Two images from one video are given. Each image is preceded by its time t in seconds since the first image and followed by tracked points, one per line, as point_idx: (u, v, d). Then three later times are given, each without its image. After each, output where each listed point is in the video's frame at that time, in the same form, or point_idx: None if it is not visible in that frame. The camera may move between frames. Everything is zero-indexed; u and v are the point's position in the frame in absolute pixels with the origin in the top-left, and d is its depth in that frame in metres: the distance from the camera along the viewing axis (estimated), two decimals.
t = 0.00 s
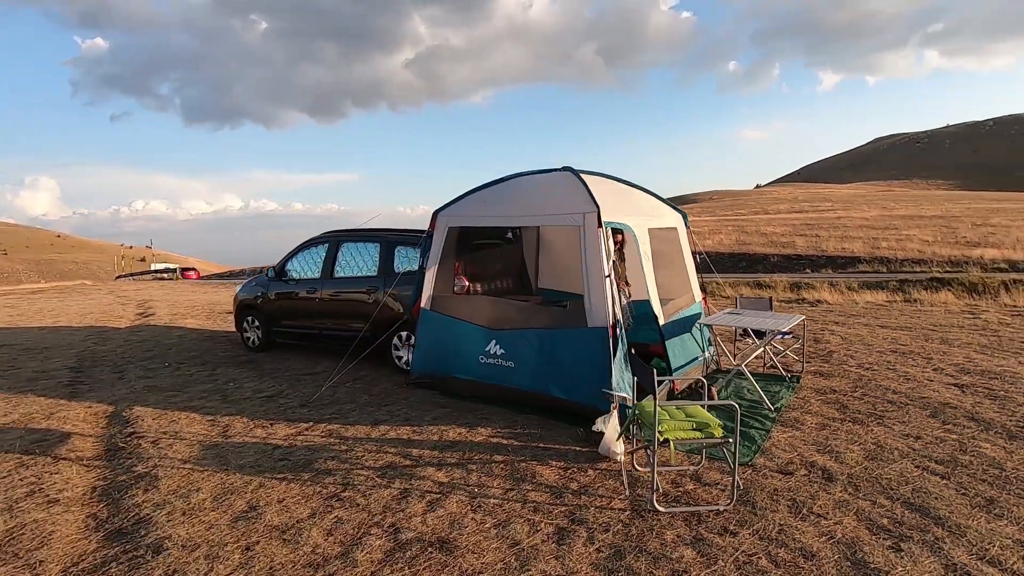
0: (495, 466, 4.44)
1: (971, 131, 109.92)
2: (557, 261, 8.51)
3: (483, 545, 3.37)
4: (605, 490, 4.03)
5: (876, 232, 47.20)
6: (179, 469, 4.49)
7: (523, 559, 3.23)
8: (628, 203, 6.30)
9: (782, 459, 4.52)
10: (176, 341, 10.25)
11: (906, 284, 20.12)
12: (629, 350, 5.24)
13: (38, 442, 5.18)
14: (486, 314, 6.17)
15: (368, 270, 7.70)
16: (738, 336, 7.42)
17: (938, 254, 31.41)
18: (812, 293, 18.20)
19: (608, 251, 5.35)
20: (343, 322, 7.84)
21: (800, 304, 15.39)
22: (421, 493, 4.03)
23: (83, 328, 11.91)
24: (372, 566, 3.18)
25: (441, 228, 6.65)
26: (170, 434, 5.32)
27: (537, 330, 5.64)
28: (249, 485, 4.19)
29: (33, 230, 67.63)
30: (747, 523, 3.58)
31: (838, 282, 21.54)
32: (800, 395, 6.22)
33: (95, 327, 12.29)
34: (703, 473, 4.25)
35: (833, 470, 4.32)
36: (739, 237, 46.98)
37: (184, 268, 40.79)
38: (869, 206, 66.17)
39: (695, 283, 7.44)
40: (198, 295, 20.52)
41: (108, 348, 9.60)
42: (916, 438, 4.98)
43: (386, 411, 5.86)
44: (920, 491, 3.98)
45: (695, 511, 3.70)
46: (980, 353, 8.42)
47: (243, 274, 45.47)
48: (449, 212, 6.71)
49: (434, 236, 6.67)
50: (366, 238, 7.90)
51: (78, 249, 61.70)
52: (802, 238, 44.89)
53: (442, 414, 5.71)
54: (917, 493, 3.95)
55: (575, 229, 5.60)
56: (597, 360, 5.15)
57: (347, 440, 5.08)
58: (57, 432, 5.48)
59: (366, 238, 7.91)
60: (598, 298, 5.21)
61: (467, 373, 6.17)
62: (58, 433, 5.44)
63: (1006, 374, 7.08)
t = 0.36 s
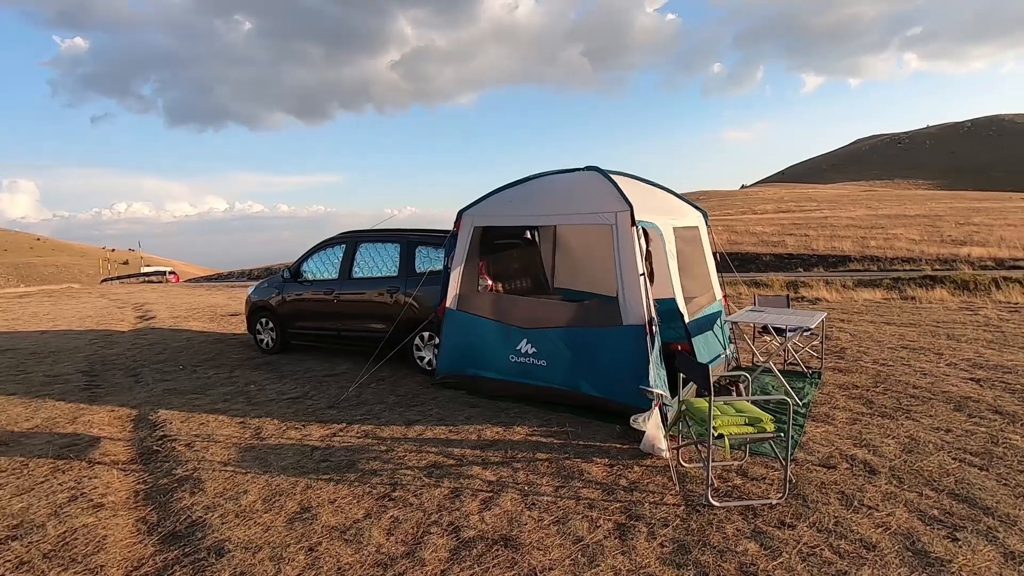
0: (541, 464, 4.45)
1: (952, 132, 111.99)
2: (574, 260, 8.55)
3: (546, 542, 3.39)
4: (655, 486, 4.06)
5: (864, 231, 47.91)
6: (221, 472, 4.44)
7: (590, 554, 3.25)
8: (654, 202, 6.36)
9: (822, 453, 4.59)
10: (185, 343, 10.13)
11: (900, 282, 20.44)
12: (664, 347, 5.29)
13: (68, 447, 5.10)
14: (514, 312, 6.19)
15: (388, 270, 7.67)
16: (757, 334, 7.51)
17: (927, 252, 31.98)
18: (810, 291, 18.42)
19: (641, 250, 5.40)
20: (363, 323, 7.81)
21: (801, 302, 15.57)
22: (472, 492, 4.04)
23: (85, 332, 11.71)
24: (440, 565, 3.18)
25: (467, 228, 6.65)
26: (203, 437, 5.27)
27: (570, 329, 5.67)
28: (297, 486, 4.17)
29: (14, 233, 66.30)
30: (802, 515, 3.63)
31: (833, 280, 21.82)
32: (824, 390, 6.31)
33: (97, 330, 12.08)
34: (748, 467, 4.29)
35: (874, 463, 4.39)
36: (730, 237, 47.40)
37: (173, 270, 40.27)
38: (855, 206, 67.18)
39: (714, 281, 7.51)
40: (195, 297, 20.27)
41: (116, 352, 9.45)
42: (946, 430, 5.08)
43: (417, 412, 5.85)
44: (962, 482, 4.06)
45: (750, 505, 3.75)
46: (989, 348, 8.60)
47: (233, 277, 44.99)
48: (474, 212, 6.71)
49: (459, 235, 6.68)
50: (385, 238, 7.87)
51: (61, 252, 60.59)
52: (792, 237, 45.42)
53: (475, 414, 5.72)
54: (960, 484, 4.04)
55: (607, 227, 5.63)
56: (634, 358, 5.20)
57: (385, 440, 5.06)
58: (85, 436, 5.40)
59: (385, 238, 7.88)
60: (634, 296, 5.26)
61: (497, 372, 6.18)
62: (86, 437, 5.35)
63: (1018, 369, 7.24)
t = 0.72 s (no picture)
0: (575, 461, 4.46)
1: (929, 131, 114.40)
2: (584, 257, 8.55)
3: (597, 537, 3.39)
4: (693, 481, 4.09)
5: (847, 229, 48.72)
6: (252, 472, 4.38)
7: (643, 549, 3.27)
8: (672, 200, 6.40)
9: (850, 446, 4.66)
10: (186, 343, 9.96)
11: (889, 279, 20.79)
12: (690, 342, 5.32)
13: (87, 450, 4.98)
14: (535, 309, 6.18)
15: (401, 268, 7.61)
16: (769, 330, 7.59)
17: (911, 249, 32.70)
18: (802, 288, 18.67)
19: (666, 246, 5.43)
20: (374, 322, 7.74)
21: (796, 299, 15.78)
22: (512, 489, 4.03)
23: (79, 333, 11.44)
24: (495, 562, 3.17)
25: (485, 224, 6.62)
26: (225, 438, 5.18)
27: (595, 326, 5.66)
28: (333, 486, 4.12)
29: None
30: (844, 506, 3.68)
31: (823, 277, 22.12)
32: (839, 385, 6.41)
33: (90, 331, 11.80)
34: (781, 461, 4.34)
35: (903, 455, 4.47)
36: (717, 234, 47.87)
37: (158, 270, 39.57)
38: (838, 204, 68.25)
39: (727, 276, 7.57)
40: (186, 297, 19.92)
41: (117, 353, 9.25)
42: (965, 422, 5.19)
43: (440, 410, 5.81)
44: (991, 473, 4.15)
45: (791, 498, 3.79)
46: (988, 343, 8.80)
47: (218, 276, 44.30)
48: (492, 209, 6.69)
49: (477, 231, 6.65)
50: (397, 236, 7.82)
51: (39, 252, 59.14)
52: (778, 235, 46.00)
53: (499, 411, 5.70)
54: (990, 474, 4.13)
55: (630, 224, 5.65)
56: (661, 353, 5.22)
57: (414, 438, 5.03)
58: (102, 438, 5.28)
59: (396, 236, 7.82)
60: (659, 292, 5.29)
61: (519, 370, 6.16)
62: (104, 440, 5.23)
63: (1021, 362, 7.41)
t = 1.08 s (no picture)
0: (606, 463, 4.43)
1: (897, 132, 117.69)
2: (588, 257, 8.54)
3: (644, 540, 3.37)
4: (727, 479, 4.10)
5: (822, 228, 49.84)
6: (277, 482, 4.25)
7: (692, 550, 3.26)
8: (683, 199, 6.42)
9: (871, 441, 4.73)
10: (178, 350, 9.67)
11: (869, 276, 21.27)
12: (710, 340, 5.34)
13: (95, 463, 4.78)
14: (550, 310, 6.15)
15: (406, 270, 7.51)
16: (773, 327, 7.68)
17: (886, 247, 33.59)
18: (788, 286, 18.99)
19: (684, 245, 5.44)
20: (380, 325, 7.61)
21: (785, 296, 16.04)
22: (548, 493, 3.98)
23: (60, 341, 11.01)
24: (546, 568, 3.12)
25: (496, 225, 6.55)
26: (240, 447, 5.03)
27: (614, 325, 5.66)
28: (363, 494, 4.02)
29: None
30: (880, 501, 3.72)
31: (805, 275, 22.53)
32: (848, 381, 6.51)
33: (72, 339, 11.37)
34: (809, 457, 4.38)
35: (924, 449, 4.55)
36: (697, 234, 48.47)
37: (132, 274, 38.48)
38: (811, 203, 69.74)
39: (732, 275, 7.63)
40: (166, 302, 19.36)
41: (106, 361, 8.92)
42: (976, 415, 5.31)
43: (457, 414, 5.74)
44: (1013, 464, 4.25)
45: (826, 494, 3.83)
46: (979, 337, 9.06)
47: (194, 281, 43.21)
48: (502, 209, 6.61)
49: (487, 232, 6.58)
50: (401, 238, 7.71)
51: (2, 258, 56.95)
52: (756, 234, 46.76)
53: (518, 414, 5.65)
54: (1012, 466, 4.22)
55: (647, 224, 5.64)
56: (682, 353, 5.23)
57: (436, 444, 4.94)
58: (108, 450, 5.07)
59: (401, 238, 7.71)
60: (679, 291, 5.30)
61: (535, 371, 6.13)
62: (110, 452, 5.03)
63: (1015, 356, 7.63)
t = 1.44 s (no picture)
0: (633, 466, 4.46)
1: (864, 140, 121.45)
2: (591, 263, 8.59)
3: (687, 543, 3.39)
4: (756, 480, 4.16)
5: (796, 232, 51.02)
6: (303, 494, 4.16)
7: (737, 552, 3.29)
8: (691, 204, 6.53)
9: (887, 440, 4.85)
10: (170, 360, 9.40)
11: (847, 279, 21.85)
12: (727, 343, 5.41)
13: (107, 479, 4.61)
14: (564, 315, 6.17)
15: (412, 277, 7.45)
16: (775, 330, 7.83)
17: (859, 251, 34.64)
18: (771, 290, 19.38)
19: (699, 250, 5.52)
20: (385, 332, 7.53)
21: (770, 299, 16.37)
22: (582, 498, 3.99)
23: (41, 352, 10.60)
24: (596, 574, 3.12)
25: (506, 231, 6.52)
26: (257, 459, 4.91)
27: (630, 330, 5.70)
28: (396, 505, 3.96)
29: None
30: (908, 498, 3.82)
31: (786, 278, 23.03)
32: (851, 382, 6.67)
33: (53, 350, 10.96)
34: (832, 457, 4.47)
35: (939, 446, 4.68)
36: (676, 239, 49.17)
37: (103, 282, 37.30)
38: (784, 208, 71.44)
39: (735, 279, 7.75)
40: (146, 311, 18.83)
41: (95, 372, 8.62)
42: (980, 413, 5.49)
43: (473, 421, 5.70)
44: None
45: (856, 492, 3.91)
46: (966, 337, 9.37)
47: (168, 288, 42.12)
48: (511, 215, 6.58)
49: (498, 238, 6.54)
50: (407, 244, 7.65)
51: None
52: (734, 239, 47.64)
53: (536, 420, 5.65)
54: None
55: (661, 229, 5.71)
56: (700, 357, 5.30)
57: (459, 451, 4.90)
58: (117, 465, 4.90)
59: (406, 244, 7.66)
60: (696, 295, 5.38)
61: (550, 376, 6.13)
62: (120, 466, 4.86)
63: (1003, 356, 7.92)
